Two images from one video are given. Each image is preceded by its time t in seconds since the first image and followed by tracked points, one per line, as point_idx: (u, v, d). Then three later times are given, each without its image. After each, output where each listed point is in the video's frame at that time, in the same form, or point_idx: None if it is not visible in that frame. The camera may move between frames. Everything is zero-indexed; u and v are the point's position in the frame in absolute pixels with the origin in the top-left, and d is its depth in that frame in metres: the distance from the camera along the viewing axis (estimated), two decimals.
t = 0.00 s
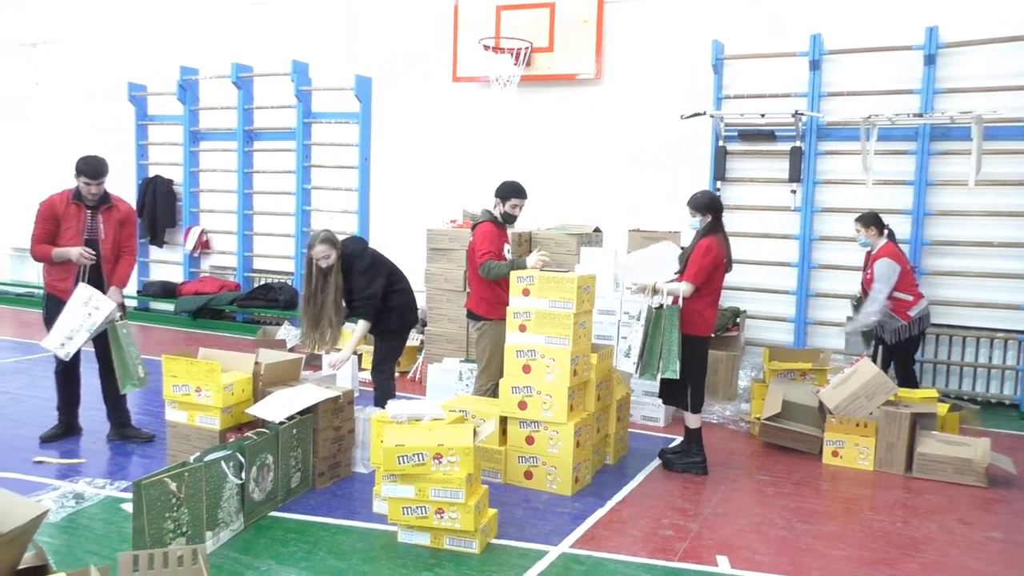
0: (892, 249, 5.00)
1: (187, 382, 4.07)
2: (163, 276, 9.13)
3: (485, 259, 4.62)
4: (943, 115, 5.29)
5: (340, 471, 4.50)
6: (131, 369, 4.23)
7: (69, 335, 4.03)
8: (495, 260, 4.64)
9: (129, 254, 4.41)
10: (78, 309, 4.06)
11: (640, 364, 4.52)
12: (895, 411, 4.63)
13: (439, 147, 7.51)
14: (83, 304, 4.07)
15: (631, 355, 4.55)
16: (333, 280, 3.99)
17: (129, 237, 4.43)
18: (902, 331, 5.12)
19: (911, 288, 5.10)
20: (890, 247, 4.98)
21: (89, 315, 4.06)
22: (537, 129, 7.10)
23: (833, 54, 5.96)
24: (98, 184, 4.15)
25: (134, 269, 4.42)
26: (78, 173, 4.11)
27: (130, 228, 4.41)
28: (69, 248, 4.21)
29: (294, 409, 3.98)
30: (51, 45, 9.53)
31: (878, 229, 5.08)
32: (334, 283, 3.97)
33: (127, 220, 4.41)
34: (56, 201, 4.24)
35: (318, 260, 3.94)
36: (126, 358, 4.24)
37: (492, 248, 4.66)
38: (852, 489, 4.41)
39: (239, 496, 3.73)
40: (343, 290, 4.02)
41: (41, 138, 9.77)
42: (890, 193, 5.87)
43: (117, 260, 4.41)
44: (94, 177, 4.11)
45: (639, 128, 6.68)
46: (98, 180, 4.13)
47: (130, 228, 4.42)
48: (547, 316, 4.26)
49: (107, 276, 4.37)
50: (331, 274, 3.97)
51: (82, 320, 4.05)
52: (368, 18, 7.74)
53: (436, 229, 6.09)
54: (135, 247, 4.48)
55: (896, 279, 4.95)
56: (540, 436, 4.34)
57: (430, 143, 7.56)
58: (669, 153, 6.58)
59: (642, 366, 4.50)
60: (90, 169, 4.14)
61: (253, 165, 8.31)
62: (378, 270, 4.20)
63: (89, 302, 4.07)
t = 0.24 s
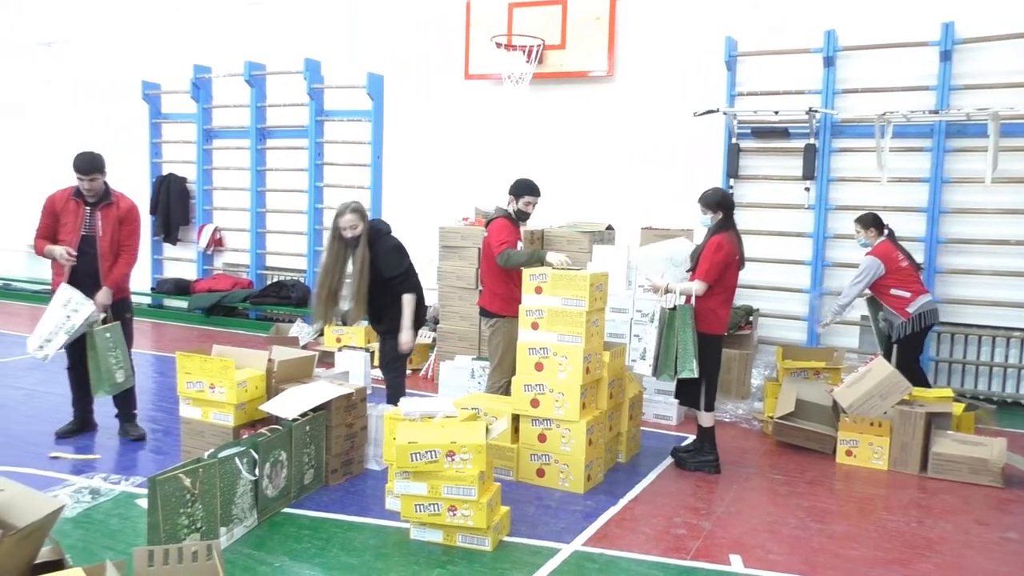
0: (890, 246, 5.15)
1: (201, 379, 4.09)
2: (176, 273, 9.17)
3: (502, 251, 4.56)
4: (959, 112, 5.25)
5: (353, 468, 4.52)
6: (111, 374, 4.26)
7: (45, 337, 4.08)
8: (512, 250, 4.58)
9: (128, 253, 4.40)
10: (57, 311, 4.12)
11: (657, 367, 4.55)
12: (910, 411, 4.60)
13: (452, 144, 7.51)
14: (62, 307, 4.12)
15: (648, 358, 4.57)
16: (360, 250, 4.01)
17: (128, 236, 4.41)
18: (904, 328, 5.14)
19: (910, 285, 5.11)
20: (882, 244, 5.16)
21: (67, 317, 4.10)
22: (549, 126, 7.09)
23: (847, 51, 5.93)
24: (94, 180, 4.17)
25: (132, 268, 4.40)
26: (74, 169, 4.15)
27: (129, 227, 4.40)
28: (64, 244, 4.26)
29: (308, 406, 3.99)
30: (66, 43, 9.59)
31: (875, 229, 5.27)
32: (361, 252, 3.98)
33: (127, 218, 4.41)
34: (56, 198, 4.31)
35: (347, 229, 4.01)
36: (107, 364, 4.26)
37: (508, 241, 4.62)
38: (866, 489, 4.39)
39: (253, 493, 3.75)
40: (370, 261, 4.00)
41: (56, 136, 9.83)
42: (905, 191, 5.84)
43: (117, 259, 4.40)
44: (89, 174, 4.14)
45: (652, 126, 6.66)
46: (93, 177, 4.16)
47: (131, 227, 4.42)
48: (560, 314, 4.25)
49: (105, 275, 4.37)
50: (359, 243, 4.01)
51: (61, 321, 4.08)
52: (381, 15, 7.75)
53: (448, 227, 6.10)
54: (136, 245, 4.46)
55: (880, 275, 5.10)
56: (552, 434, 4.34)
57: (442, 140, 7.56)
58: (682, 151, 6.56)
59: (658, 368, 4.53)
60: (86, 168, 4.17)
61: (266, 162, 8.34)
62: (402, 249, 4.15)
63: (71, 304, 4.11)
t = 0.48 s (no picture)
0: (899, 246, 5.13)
1: (218, 379, 4.12)
2: (194, 274, 9.24)
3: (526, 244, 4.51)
4: (978, 112, 5.21)
5: (369, 468, 4.53)
6: (82, 369, 4.30)
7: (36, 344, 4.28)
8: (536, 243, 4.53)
9: (134, 256, 4.40)
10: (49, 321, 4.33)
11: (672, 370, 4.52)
12: (929, 413, 4.55)
13: (467, 145, 7.52)
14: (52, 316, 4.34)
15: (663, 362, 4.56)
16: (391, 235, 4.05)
17: (136, 240, 4.41)
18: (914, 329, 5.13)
19: (919, 285, 5.09)
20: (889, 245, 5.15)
21: (53, 322, 4.29)
22: (565, 127, 7.08)
23: (865, 50, 5.89)
24: (97, 179, 4.29)
25: (136, 272, 4.40)
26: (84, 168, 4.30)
27: (136, 230, 4.40)
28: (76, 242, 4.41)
29: (324, 406, 4.01)
30: (85, 46, 9.68)
31: (890, 232, 5.24)
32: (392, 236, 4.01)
33: (135, 222, 4.41)
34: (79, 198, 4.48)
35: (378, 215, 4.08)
36: (85, 359, 4.29)
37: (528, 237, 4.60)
38: (884, 492, 4.35)
39: (269, 493, 3.76)
40: (400, 247, 4.03)
41: (75, 138, 9.93)
42: (924, 191, 5.79)
43: (126, 261, 4.43)
44: (91, 173, 4.27)
45: (668, 126, 6.64)
46: (95, 176, 4.28)
47: (137, 231, 4.42)
48: (575, 315, 4.24)
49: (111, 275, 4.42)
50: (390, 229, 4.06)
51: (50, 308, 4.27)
52: (396, 17, 7.77)
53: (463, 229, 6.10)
54: (146, 250, 4.45)
55: (889, 276, 5.08)
56: (567, 436, 4.33)
57: (457, 142, 7.57)
58: (698, 151, 6.53)
59: (674, 371, 4.51)
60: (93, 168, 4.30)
61: (282, 164, 8.38)
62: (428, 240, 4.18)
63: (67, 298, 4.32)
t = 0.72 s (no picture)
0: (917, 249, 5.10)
1: (236, 382, 4.14)
2: (212, 278, 9.30)
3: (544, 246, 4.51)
4: (998, 113, 5.16)
5: (385, 471, 4.53)
6: (59, 360, 4.38)
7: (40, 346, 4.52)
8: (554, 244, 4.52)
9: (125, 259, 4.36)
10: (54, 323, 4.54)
11: (688, 373, 4.51)
12: (949, 418, 4.50)
13: (483, 149, 7.53)
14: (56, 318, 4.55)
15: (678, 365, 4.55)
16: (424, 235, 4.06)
17: (128, 243, 4.38)
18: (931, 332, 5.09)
19: (937, 288, 5.04)
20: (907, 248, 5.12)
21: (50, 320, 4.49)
22: (580, 130, 7.08)
23: (883, 52, 5.85)
24: (98, 180, 4.36)
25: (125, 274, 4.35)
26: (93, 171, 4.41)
27: (128, 233, 4.37)
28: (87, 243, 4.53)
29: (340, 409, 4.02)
30: (105, 52, 9.78)
31: (909, 234, 5.19)
32: (426, 237, 4.04)
33: (129, 225, 4.38)
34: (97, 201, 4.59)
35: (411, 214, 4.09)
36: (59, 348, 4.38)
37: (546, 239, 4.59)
38: (904, 497, 4.31)
39: (286, 495, 3.77)
40: (432, 247, 4.04)
41: (94, 143, 10.02)
42: (944, 194, 5.75)
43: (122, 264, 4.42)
44: (94, 174, 4.36)
45: (684, 129, 6.62)
46: (97, 177, 4.35)
47: (132, 232, 4.38)
48: (591, 318, 4.23)
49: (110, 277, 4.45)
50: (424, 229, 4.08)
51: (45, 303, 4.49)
52: (412, 21, 7.80)
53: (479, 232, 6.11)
54: (139, 254, 4.38)
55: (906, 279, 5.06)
56: (583, 439, 4.32)
57: (473, 145, 7.58)
58: (715, 154, 6.51)
59: (689, 374, 4.49)
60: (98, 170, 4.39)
61: (299, 168, 8.43)
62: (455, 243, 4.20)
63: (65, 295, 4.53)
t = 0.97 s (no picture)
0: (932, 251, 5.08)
1: (246, 385, 4.14)
2: (221, 281, 9.33)
3: (557, 247, 4.51)
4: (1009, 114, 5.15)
5: (395, 474, 4.53)
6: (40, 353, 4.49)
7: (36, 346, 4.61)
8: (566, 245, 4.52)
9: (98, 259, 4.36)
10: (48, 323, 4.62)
11: (696, 374, 4.49)
12: (962, 420, 4.48)
13: (492, 152, 7.54)
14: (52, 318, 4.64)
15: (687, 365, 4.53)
16: (448, 247, 3.99)
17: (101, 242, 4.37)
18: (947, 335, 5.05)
19: (954, 290, 5.01)
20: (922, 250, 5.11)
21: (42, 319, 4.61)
22: (589, 133, 7.09)
23: (895, 54, 5.84)
24: (83, 181, 4.40)
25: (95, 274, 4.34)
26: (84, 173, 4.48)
27: (102, 232, 4.36)
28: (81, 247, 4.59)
29: (350, 413, 4.01)
30: (116, 57, 9.83)
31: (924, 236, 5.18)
32: (451, 249, 3.98)
33: (102, 225, 4.37)
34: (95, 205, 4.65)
35: (434, 224, 4.00)
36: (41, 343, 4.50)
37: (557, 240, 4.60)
38: (916, 499, 4.29)
39: (296, 499, 3.77)
40: (457, 259, 3.99)
41: (105, 147, 10.07)
42: (955, 195, 5.72)
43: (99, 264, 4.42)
44: (81, 175, 4.42)
45: (693, 131, 6.62)
46: (81, 178, 4.39)
47: (105, 231, 4.36)
48: (600, 321, 4.22)
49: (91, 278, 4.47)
50: (448, 240, 4.01)
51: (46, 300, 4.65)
52: (421, 25, 7.82)
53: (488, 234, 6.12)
54: (111, 254, 4.36)
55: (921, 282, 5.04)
56: (593, 442, 4.31)
57: (482, 148, 7.59)
58: (724, 156, 6.50)
59: (698, 376, 4.47)
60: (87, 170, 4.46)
61: (309, 171, 8.45)
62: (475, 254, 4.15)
63: (60, 292, 4.64)
